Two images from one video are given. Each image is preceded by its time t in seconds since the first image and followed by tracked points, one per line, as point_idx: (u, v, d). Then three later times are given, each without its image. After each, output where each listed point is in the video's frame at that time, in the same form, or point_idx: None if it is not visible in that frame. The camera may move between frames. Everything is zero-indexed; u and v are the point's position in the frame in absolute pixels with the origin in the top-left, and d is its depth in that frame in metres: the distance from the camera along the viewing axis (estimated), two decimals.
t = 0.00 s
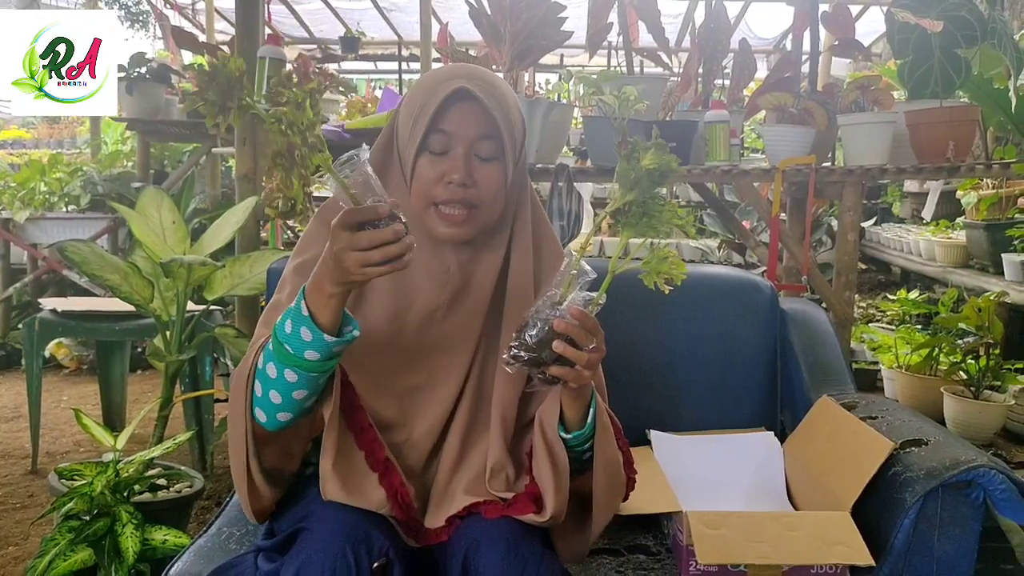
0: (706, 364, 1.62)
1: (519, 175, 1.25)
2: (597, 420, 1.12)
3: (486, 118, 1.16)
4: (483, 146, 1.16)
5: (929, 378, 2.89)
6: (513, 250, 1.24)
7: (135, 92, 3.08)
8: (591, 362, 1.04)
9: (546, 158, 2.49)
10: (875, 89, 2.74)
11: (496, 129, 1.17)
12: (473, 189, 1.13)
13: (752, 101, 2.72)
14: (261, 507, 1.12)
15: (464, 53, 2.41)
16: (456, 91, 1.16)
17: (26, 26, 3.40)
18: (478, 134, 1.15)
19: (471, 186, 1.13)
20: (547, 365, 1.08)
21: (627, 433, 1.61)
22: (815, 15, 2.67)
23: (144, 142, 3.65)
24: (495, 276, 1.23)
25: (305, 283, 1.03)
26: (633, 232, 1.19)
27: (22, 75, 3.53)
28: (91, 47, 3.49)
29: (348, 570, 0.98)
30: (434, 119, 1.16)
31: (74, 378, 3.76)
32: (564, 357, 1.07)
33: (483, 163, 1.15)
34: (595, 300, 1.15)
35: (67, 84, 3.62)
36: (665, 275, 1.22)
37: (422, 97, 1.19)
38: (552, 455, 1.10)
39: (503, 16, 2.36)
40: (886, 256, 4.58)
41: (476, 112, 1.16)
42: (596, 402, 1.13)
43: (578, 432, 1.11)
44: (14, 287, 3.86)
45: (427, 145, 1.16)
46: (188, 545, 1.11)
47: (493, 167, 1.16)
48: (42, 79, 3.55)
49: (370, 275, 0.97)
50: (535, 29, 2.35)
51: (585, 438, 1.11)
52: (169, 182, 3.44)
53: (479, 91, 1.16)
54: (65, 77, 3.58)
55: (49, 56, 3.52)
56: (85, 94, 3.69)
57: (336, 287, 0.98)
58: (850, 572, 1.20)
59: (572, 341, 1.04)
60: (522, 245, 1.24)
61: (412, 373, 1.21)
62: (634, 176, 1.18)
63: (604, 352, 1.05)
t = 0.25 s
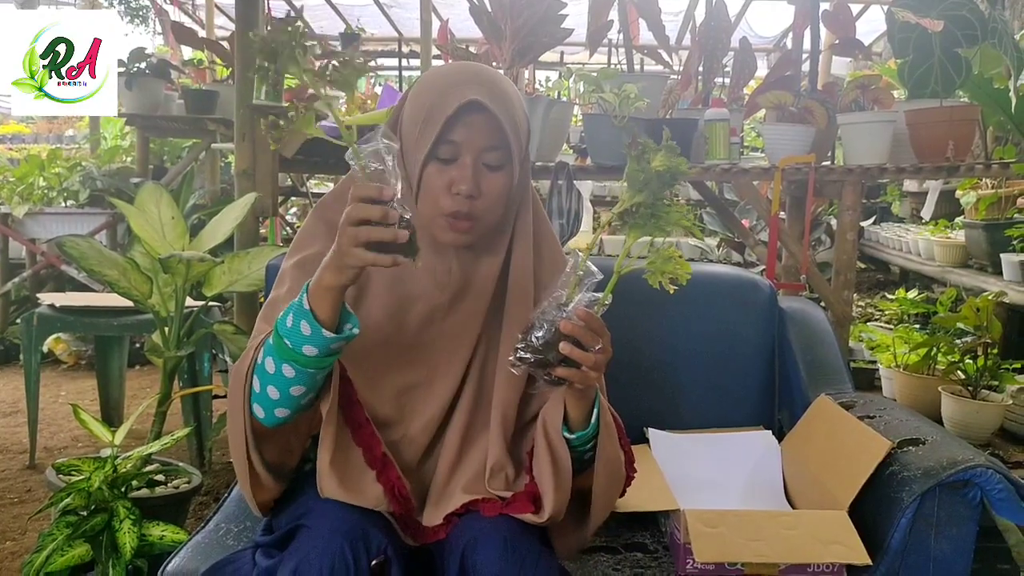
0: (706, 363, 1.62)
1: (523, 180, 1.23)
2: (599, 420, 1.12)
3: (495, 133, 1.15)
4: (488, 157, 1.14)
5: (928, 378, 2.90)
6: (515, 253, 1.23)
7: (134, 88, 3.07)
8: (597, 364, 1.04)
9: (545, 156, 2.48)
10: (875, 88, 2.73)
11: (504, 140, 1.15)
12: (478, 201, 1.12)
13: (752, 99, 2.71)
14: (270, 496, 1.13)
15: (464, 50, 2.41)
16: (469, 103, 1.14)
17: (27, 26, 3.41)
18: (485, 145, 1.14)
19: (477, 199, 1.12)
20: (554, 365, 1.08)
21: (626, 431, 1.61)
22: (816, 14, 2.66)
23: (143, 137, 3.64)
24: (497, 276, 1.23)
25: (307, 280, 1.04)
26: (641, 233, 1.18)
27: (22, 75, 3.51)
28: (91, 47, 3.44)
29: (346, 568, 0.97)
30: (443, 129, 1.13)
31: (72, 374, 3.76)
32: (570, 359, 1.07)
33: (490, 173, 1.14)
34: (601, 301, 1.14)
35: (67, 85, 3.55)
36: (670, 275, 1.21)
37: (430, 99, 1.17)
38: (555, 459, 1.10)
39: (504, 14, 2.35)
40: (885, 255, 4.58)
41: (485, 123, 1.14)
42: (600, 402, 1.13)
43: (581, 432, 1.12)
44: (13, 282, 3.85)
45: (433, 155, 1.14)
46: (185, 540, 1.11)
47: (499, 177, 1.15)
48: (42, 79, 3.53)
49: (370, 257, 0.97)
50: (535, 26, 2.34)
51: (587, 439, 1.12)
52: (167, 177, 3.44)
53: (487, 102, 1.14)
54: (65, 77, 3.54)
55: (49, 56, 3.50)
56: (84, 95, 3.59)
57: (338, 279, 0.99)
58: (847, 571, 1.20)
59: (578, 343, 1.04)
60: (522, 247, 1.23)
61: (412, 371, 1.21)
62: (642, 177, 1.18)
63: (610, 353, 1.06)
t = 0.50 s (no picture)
0: (705, 359, 1.62)
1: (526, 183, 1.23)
2: (598, 439, 1.13)
3: (508, 131, 1.15)
4: (502, 155, 1.15)
5: (926, 374, 2.90)
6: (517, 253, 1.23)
7: (134, 80, 3.06)
8: (583, 403, 1.05)
9: (545, 150, 2.48)
10: (876, 84, 2.70)
11: (516, 139, 1.16)
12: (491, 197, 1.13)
13: (752, 94, 2.71)
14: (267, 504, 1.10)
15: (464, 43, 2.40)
16: (489, 102, 1.14)
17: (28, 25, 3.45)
18: (498, 144, 1.15)
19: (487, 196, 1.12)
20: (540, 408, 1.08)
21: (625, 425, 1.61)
22: (818, 9, 2.66)
23: (142, 129, 3.64)
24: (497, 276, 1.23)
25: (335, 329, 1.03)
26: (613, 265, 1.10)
27: (22, 75, 3.49)
28: (91, 47, 3.43)
29: (345, 562, 0.97)
30: (462, 124, 1.13)
31: (71, 366, 3.76)
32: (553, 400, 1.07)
33: (501, 172, 1.15)
34: (583, 336, 1.11)
35: (68, 84, 3.51)
36: (659, 298, 1.11)
37: (443, 99, 1.17)
38: (547, 464, 1.11)
39: (504, 8, 2.35)
40: (885, 251, 4.58)
41: (499, 123, 1.15)
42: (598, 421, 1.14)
43: (578, 455, 1.13)
44: (12, 274, 3.85)
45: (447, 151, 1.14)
46: (184, 533, 1.12)
47: (511, 175, 1.16)
48: (42, 79, 3.52)
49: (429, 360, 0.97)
50: (535, 20, 2.34)
51: (583, 461, 1.13)
52: (167, 170, 3.44)
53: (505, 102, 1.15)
54: (65, 77, 3.52)
55: (49, 57, 3.50)
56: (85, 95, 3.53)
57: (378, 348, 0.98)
58: (845, 568, 1.20)
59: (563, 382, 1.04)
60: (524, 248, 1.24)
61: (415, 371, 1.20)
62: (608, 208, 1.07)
63: (596, 390, 1.06)
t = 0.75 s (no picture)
0: (707, 349, 1.62)
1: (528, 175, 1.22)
2: (586, 444, 1.11)
3: (516, 117, 1.15)
4: (510, 142, 1.15)
5: (928, 365, 2.91)
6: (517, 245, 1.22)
7: (135, 69, 3.05)
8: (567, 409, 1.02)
9: (547, 141, 2.47)
10: (879, 74, 2.71)
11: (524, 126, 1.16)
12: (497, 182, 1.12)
13: (755, 85, 2.70)
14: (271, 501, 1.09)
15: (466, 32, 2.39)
16: (499, 88, 1.14)
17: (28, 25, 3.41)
18: (506, 129, 1.14)
19: (494, 179, 1.12)
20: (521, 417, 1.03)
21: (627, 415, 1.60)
22: None
23: (144, 118, 3.63)
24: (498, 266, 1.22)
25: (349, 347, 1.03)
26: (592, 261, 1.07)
27: (23, 75, 3.50)
28: (92, 47, 3.37)
29: (346, 552, 0.96)
30: (471, 109, 1.13)
31: (74, 355, 3.77)
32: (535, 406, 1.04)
33: (508, 158, 1.15)
34: (565, 340, 1.05)
35: (68, 84, 3.52)
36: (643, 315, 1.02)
37: (451, 84, 1.17)
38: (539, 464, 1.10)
39: None
40: (887, 242, 4.57)
41: (508, 110, 1.15)
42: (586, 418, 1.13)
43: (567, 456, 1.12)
44: (14, 264, 3.86)
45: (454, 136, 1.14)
46: (186, 521, 1.13)
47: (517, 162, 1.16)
48: (42, 79, 3.51)
49: (432, 383, 0.96)
50: (537, 10, 2.33)
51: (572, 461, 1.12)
52: (168, 159, 3.43)
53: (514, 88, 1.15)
54: (65, 77, 3.50)
55: (49, 56, 3.47)
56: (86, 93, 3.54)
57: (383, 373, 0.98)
58: (845, 557, 1.20)
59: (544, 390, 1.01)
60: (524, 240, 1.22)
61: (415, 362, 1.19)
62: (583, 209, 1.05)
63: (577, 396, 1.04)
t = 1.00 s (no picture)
0: (713, 335, 1.62)
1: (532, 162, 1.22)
2: (589, 358, 1.09)
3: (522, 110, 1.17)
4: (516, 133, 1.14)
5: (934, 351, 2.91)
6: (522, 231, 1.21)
7: (140, 52, 3.04)
8: (562, 280, 1.01)
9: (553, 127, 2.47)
10: (889, 58, 2.67)
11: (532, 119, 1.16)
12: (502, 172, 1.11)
13: (762, 69, 2.67)
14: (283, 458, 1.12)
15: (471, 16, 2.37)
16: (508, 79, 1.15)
17: (28, 26, 3.46)
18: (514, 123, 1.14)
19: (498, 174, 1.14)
20: (515, 296, 1.02)
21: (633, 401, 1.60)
22: None
23: (149, 102, 3.62)
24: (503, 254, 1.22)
25: (342, 266, 1.03)
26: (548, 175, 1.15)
27: (22, 75, 3.54)
28: (91, 47, 3.40)
29: (353, 535, 0.96)
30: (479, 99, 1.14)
31: (81, 339, 3.79)
32: (533, 283, 1.02)
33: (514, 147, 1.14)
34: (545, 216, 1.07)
35: (67, 85, 3.58)
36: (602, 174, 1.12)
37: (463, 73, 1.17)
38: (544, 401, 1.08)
39: None
40: (894, 227, 4.55)
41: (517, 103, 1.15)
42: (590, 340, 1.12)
43: (568, 372, 1.09)
44: (20, 248, 3.87)
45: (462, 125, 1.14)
46: (193, 505, 1.13)
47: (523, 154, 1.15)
48: (41, 79, 3.55)
49: (423, 274, 0.98)
50: None
51: (577, 380, 1.10)
52: (173, 143, 3.43)
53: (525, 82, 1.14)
54: (65, 77, 3.55)
55: (49, 56, 3.53)
56: (86, 95, 3.62)
57: (375, 276, 0.98)
58: (850, 545, 1.20)
59: (534, 259, 1.01)
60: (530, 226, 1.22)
61: (420, 344, 1.19)
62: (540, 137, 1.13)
63: (572, 266, 1.03)
